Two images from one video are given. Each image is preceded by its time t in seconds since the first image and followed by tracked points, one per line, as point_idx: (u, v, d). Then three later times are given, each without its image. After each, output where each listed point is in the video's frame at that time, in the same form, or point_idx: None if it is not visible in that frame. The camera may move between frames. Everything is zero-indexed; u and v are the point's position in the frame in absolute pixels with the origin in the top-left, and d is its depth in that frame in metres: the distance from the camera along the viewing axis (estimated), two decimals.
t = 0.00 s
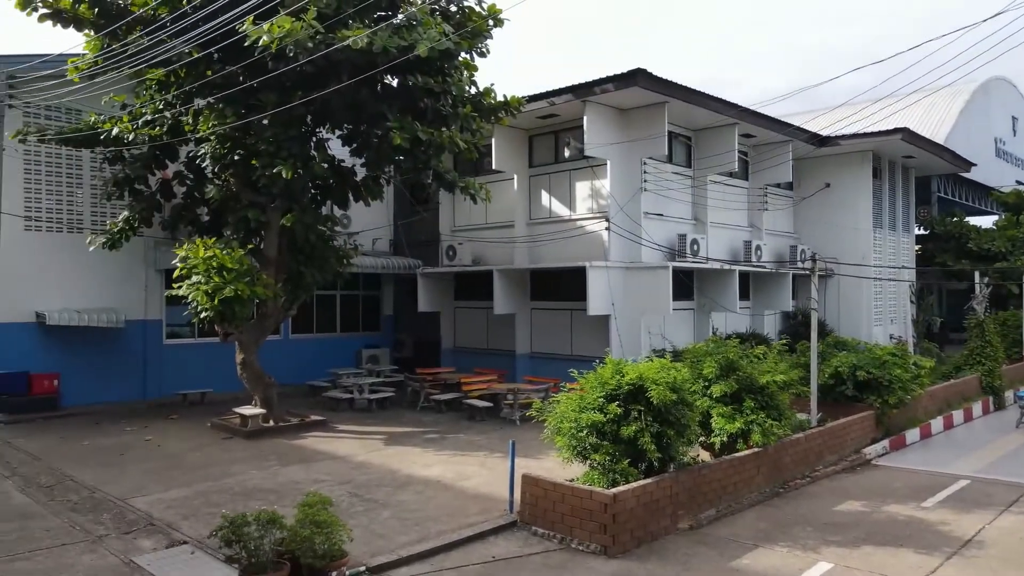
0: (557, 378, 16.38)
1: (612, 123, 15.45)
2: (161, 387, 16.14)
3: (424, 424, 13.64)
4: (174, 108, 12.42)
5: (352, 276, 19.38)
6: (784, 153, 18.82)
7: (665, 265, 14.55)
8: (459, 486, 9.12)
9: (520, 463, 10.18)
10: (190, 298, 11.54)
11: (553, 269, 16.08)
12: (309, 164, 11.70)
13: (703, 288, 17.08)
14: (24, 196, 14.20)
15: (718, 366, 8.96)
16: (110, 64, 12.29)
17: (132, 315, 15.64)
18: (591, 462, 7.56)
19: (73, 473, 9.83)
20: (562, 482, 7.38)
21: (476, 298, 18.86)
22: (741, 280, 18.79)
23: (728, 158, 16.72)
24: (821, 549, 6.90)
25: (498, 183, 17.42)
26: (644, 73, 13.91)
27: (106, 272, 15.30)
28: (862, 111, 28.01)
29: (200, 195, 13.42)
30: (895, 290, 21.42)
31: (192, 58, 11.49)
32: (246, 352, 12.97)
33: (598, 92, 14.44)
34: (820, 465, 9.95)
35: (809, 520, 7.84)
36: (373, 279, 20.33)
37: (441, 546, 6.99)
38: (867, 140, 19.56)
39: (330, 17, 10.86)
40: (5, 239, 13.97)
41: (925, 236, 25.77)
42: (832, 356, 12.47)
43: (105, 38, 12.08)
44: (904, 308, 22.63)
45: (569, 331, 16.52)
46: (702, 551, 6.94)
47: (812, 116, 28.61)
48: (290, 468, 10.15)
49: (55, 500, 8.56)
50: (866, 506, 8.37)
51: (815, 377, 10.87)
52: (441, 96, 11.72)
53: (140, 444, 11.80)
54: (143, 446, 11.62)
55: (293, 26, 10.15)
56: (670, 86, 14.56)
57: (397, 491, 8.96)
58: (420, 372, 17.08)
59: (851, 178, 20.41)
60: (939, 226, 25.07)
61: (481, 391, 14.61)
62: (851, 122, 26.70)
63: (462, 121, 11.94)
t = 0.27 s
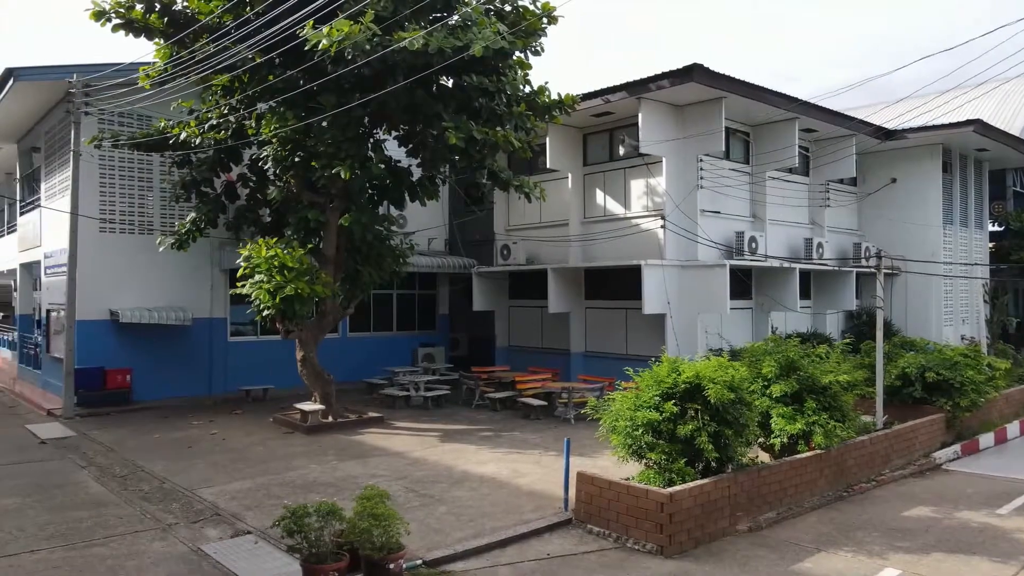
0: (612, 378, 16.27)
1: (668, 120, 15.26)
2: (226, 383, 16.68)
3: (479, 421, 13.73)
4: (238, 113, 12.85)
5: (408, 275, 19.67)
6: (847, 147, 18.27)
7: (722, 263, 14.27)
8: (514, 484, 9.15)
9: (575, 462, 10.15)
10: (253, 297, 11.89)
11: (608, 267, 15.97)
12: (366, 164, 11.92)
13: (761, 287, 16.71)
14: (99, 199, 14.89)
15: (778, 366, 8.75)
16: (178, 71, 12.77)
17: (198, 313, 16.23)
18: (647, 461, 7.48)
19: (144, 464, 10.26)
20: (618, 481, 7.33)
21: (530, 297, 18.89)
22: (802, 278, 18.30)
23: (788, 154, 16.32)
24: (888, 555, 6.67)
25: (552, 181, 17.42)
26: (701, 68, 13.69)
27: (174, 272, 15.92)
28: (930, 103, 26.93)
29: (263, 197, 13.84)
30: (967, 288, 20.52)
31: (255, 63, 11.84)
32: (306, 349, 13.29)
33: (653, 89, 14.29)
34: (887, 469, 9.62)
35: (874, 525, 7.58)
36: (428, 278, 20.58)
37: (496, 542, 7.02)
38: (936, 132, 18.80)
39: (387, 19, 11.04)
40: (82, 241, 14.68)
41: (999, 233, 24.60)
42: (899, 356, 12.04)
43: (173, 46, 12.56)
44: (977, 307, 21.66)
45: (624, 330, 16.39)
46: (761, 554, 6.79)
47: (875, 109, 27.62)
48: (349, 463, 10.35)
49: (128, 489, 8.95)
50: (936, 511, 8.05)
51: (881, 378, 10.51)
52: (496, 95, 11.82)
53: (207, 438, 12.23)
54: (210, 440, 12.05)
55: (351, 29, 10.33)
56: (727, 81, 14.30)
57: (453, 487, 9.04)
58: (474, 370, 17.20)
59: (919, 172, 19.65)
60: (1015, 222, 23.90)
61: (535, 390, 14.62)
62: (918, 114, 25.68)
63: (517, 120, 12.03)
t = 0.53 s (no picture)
0: (668, 378, 16.06)
1: (725, 115, 14.99)
2: (287, 379, 17.14)
3: (534, 420, 13.74)
4: (299, 116, 13.19)
5: (463, 275, 19.85)
6: (915, 141, 17.60)
7: (782, 261, 13.90)
8: (569, 482, 9.13)
9: (630, 461, 10.06)
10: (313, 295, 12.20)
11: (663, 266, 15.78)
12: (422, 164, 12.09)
13: (823, 286, 16.24)
14: (168, 202, 15.50)
15: (841, 366, 8.50)
16: (242, 76, 13.19)
17: (261, 311, 16.72)
18: (704, 461, 7.36)
19: (211, 457, 10.64)
20: (674, 480, 7.24)
21: (585, 296, 18.80)
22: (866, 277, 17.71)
23: (851, 148, 15.82)
24: (960, 563, 6.40)
25: (607, 180, 17.31)
26: (760, 62, 13.40)
27: (238, 272, 16.45)
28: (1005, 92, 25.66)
29: (322, 198, 14.18)
30: None
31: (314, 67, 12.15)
32: (363, 347, 13.54)
33: (710, 84, 14.06)
34: (958, 475, 9.23)
35: (945, 532, 7.28)
36: (483, 278, 20.72)
37: (551, 539, 7.02)
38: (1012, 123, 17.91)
39: (442, 20, 11.18)
40: (153, 242, 15.31)
41: None
42: (971, 358, 11.54)
43: (238, 52, 12.99)
44: None
45: (680, 330, 16.17)
46: (824, 558, 6.61)
47: (945, 100, 26.43)
48: (406, 459, 10.50)
49: (195, 480, 9.29)
50: (1013, 519, 7.68)
51: (952, 379, 10.08)
52: (550, 93, 11.82)
53: (269, 433, 12.60)
54: (272, 435, 12.41)
55: (407, 31, 10.46)
56: (787, 75, 13.96)
57: (508, 484, 9.08)
58: (529, 369, 17.22)
59: (993, 166, 18.76)
60: None
61: (589, 389, 14.55)
62: (992, 105, 24.51)
63: (571, 118, 12.01)
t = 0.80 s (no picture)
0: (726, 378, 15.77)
1: (785, 110, 14.63)
2: (346, 376, 17.51)
3: (588, 419, 13.69)
4: (356, 118, 13.48)
5: (517, 274, 19.94)
6: (990, 132, 16.82)
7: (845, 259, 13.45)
8: (624, 481, 9.07)
9: (687, 461, 9.92)
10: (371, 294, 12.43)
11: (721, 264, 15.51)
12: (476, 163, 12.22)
13: (890, 284, 15.69)
14: (232, 204, 16.03)
15: (909, 366, 8.20)
16: (302, 80, 13.56)
17: (320, 310, 17.14)
18: (763, 462, 7.21)
19: (273, 451, 10.96)
20: (732, 481, 7.11)
21: (640, 295, 18.62)
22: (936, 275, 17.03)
23: (920, 141, 15.23)
24: None
25: (662, 177, 17.12)
26: (822, 54, 13.03)
27: (298, 271, 16.89)
28: None
29: (379, 198, 14.45)
30: None
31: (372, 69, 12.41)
32: (419, 345, 13.73)
33: (770, 78, 13.74)
34: None
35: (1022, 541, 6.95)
36: (537, 277, 20.76)
37: (606, 538, 6.99)
38: None
39: (497, 20, 11.25)
40: (218, 242, 15.85)
41: None
42: None
43: (298, 57, 13.35)
44: None
45: (738, 329, 15.86)
46: (891, 565, 6.39)
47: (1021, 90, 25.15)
48: (461, 456, 10.59)
49: (258, 473, 9.58)
50: None
51: None
52: (605, 90, 11.76)
53: (328, 428, 12.90)
54: (331, 430, 12.70)
55: (462, 31, 10.57)
56: (851, 66, 13.53)
57: (562, 482, 9.07)
58: (583, 368, 17.15)
59: None
60: None
61: (645, 388, 14.41)
62: None
63: (626, 115, 11.94)
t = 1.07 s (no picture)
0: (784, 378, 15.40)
1: (848, 103, 14.19)
2: (401, 374, 17.77)
3: (642, 419, 13.55)
4: (411, 118, 13.71)
5: (571, 273, 19.91)
6: None
7: (912, 256, 12.94)
8: (679, 482, 8.94)
9: (744, 463, 9.73)
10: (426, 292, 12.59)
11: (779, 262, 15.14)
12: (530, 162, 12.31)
13: (960, 283, 15.08)
14: (291, 205, 16.45)
15: (981, 367, 7.85)
16: (359, 83, 13.83)
17: (376, 308, 17.44)
18: (825, 465, 7.02)
19: (330, 446, 11.20)
20: (792, 483, 6.94)
21: (695, 294, 18.33)
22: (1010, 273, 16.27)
23: (992, 134, 14.57)
24: None
25: (718, 174, 16.84)
26: (887, 44, 12.59)
27: (355, 270, 17.22)
28: None
29: (433, 198, 14.66)
30: None
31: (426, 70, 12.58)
32: (473, 343, 13.83)
33: (831, 70, 13.35)
34: None
35: None
36: (590, 276, 20.66)
37: (661, 538, 6.91)
38: None
39: (550, 17, 11.25)
40: (278, 242, 16.31)
41: None
42: None
43: (355, 59, 13.61)
44: None
45: (797, 329, 15.47)
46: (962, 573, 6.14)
47: None
48: (514, 454, 10.61)
49: (317, 467, 9.81)
50: None
51: None
52: (660, 86, 11.63)
53: (384, 425, 13.11)
54: (386, 427, 12.92)
55: (516, 29, 10.60)
56: (918, 56, 13.04)
57: (616, 481, 9.00)
58: (637, 368, 16.98)
59: None
60: None
61: (700, 388, 14.18)
62: None
63: (681, 111, 11.79)
